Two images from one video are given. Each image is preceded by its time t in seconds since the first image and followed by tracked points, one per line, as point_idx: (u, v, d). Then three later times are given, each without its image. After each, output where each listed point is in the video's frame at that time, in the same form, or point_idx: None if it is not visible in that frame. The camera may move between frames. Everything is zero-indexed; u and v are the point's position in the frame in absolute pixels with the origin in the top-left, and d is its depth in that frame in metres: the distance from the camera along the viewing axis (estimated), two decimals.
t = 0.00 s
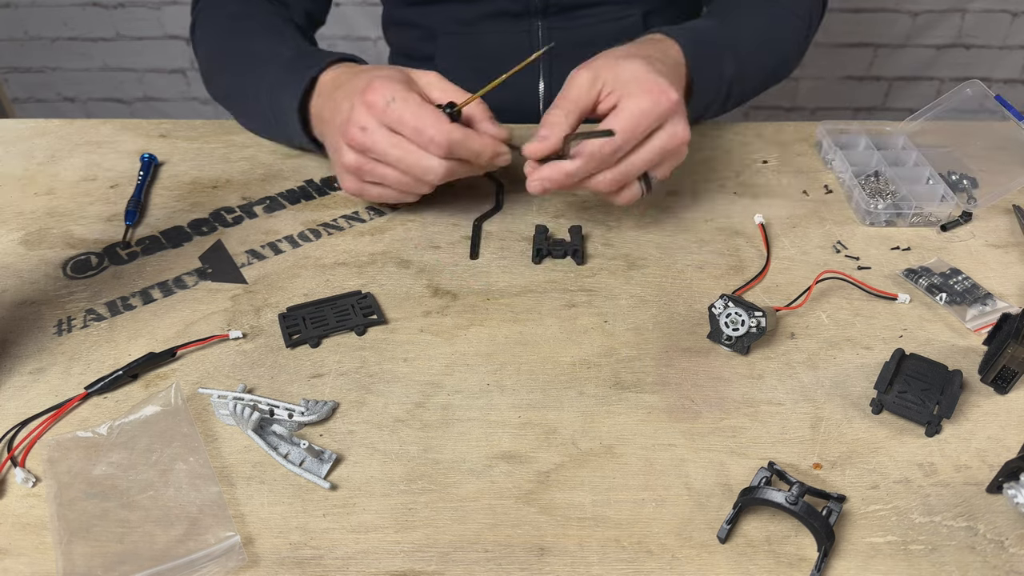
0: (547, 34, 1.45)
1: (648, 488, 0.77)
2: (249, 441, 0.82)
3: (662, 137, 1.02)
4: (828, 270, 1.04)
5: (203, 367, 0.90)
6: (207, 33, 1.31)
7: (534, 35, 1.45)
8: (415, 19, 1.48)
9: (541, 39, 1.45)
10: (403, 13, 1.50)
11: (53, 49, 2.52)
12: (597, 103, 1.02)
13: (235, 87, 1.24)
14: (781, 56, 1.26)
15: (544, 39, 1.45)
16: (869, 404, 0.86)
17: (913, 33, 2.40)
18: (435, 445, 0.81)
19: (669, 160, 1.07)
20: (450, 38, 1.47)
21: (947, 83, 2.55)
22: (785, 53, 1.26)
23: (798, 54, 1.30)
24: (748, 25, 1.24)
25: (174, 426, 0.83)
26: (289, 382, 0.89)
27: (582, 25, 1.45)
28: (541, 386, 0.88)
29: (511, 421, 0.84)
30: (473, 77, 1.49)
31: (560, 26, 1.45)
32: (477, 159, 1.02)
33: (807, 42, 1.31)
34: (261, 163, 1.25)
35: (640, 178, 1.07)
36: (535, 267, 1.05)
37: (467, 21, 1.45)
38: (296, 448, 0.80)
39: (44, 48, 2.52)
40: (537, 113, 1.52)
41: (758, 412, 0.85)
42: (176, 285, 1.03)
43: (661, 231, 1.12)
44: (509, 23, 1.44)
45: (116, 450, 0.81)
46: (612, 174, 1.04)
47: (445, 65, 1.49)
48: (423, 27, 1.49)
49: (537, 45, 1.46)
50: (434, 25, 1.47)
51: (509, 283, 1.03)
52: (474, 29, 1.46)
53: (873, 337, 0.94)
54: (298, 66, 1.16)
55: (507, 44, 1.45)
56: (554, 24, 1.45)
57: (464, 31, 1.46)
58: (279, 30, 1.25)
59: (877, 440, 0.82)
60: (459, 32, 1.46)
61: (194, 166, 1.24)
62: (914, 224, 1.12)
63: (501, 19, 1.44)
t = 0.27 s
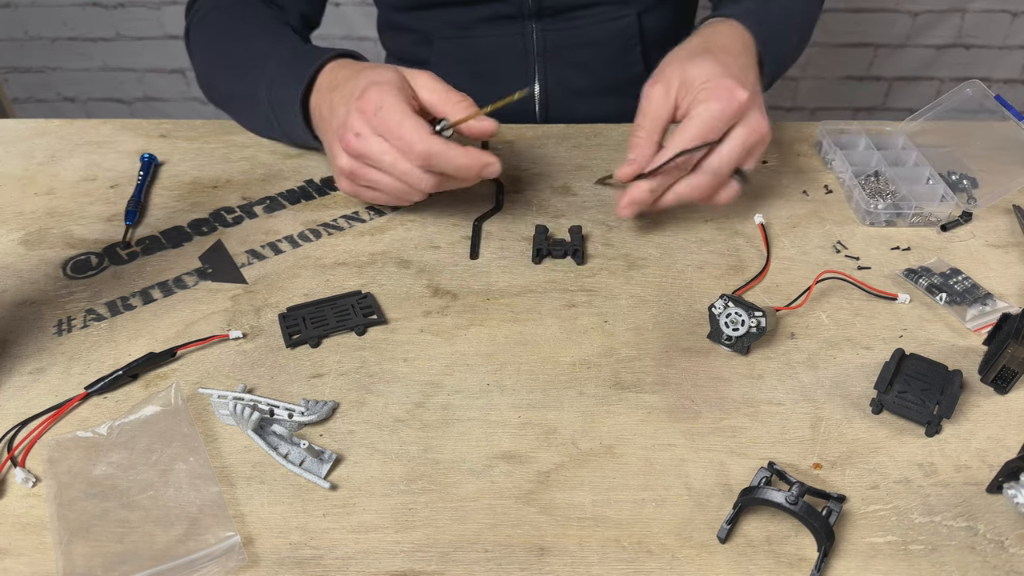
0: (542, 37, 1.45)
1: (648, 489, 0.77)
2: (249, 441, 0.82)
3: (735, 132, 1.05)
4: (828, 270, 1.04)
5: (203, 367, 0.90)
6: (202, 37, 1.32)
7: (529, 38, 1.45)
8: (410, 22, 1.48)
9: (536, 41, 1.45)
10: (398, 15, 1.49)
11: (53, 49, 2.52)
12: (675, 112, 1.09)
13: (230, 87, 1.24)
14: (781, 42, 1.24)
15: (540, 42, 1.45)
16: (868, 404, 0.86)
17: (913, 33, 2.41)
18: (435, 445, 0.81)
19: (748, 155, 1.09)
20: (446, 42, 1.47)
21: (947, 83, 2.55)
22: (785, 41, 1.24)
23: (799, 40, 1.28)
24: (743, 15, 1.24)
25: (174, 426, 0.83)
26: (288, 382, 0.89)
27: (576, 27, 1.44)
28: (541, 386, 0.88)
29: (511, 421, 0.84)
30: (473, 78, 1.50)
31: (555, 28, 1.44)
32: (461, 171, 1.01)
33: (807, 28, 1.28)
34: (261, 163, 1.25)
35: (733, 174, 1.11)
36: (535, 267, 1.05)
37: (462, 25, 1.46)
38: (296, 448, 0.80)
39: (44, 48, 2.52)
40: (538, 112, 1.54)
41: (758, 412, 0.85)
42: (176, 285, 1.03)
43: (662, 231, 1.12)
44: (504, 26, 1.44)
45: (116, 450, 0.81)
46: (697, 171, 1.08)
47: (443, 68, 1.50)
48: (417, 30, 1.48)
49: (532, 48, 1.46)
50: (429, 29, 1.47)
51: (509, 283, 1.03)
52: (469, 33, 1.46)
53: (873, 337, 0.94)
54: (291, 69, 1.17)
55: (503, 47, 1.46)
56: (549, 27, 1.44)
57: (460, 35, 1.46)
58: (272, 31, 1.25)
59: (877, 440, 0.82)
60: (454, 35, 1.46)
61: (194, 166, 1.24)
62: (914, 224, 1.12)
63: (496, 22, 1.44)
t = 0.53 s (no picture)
0: (539, 40, 1.45)
1: (648, 489, 0.77)
2: (249, 441, 0.82)
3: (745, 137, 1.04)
4: (828, 270, 1.04)
5: (203, 367, 0.90)
6: (202, 39, 1.33)
7: (526, 41, 1.45)
8: (407, 26, 1.48)
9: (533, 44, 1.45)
10: (395, 18, 1.49)
11: (53, 49, 2.52)
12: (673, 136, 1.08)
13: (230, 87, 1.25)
14: (781, 37, 1.23)
15: (537, 45, 1.45)
16: (868, 404, 0.86)
17: (913, 33, 2.40)
18: (435, 445, 0.81)
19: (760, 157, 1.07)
20: (442, 47, 1.48)
21: (947, 83, 2.55)
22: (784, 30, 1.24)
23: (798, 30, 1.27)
24: (739, 23, 1.23)
25: (174, 426, 0.83)
26: (288, 382, 0.89)
27: (571, 30, 1.44)
28: (541, 386, 0.88)
29: (511, 421, 0.84)
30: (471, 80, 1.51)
31: (552, 31, 1.44)
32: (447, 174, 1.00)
33: (806, 21, 1.28)
34: (261, 163, 1.25)
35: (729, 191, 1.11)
36: (535, 267, 1.05)
37: (458, 29, 1.46)
38: (296, 448, 0.80)
39: (44, 48, 2.52)
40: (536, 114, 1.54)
41: (757, 412, 0.85)
42: (176, 285, 1.03)
43: (661, 231, 1.12)
44: (500, 30, 1.45)
45: (116, 450, 0.81)
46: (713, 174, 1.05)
47: (441, 72, 1.51)
48: (415, 34, 1.49)
49: (529, 51, 1.46)
50: (426, 33, 1.47)
51: (509, 283, 1.03)
52: (466, 36, 1.46)
53: (873, 337, 0.94)
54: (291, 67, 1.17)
55: (500, 50, 1.46)
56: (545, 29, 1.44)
57: (456, 39, 1.47)
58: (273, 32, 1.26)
59: (877, 440, 0.82)
60: (451, 39, 1.47)
61: (194, 166, 1.24)
62: (914, 224, 1.12)
63: (493, 26, 1.45)
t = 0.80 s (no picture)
0: (539, 42, 1.45)
1: (648, 489, 0.77)
2: (249, 441, 0.82)
3: (754, 137, 1.04)
4: (828, 270, 1.04)
5: (203, 367, 0.90)
6: (205, 41, 1.34)
7: (526, 43, 1.45)
8: (406, 28, 1.48)
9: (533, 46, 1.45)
10: (395, 20, 1.49)
11: (53, 49, 2.52)
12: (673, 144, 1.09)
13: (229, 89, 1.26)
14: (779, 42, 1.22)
15: (536, 47, 1.45)
16: (868, 404, 0.86)
17: (913, 33, 2.40)
18: (435, 445, 0.81)
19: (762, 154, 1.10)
20: (442, 49, 1.47)
21: (947, 83, 2.55)
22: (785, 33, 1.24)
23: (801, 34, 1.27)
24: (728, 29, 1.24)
25: (174, 426, 0.83)
26: (288, 382, 0.89)
27: (570, 32, 1.44)
28: (541, 386, 0.88)
29: (511, 421, 0.84)
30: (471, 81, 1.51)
31: (551, 33, 1.44)
32: (441, 169, 1.01)
33: (808, 24, 1.28)
34: (260, 164, 1.25)
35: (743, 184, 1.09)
36: (535, 267, 1.05)
37: (458, 31, 1.46)
38: (296, 448, 0.80)
39: (44, 48, 2.52)
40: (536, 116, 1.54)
41: (757, 412, 0.85)
42: (176, 285, 1.03)
43: (661, 231, 1.12)
44: (500, 32, 1.45)
45: (116, 450, 0.81)
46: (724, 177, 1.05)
47: (441, 74, 1.51)
48: (414, 36, 1.49)
49: (529, 53, 1.46)
50: (425, 35, 1.47)
51: (509, 283, 1.03)
52: (466, 38, 1.46)
53: (872, 337, 0.94)
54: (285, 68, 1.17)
55: (499, 52, 1.46)
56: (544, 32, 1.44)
57: (455, 41, 1.46)
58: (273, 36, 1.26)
59: (877, 440, 0.82)
60: (450, 41, 1.47)
61: (194, 166, 1.24)
62: (914, 224, 1.12)
63: (493, 28, 1.45)
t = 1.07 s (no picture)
0: (540, 40, 1.45)
1: (648, 489, 0.77)
2: (249, 441, 0.82)
3: (720, 89, 0.93)
4: (828, 270, 1.04)
5: (203, 367, 0.90)
6: (208, 40, 1.34)
7: (527, 42, 1.45)
8: (408, 26, 1.48)
9: (535, 45, 1.45)
10: (396, 19, 1.49)
11: (53, 49, 2.52)
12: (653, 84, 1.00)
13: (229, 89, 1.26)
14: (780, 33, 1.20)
15: (537, 46, 1.45)
16: (868, 404, 0.86)
17: (913, 32, 2.40)
18: (435, 445, 0.81)
19: (745, 110, 0.98)
20: (443, 48, 1.47)
21: (947, 83, 2.55)
22: (784, 26, 1.21)
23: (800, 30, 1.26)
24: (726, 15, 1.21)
25: (174, 426, 0.83)
26: (288, 382, 0.89)
27: (572, 31, 1.44)
28: (541, 386, 0.88)
29: (511, 421, 0.84)
30: (472, 79, 1.50)
31: (553, 31, 1.44)
32: (463, 163, 1.01)
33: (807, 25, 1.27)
34: (260, 163, 1.25)
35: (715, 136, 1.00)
36: (535, 267, 1.05)
37: (459, 30, 1.46)
38: (296, 448, 0.80)
39: (44, 48, 2.52)
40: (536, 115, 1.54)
41: (757, 412, 0.85)
42: (176, 285, 1.03)
43: (662, 231, 1.12)
44: (501, 30, 1.45)
45: (116, 450, 0.81)
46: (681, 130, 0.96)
47: (441, 72, 1.51)
48: (416, 34, 1.48)
49: (530, 52, 1.46)
50: (427, 33, 1.47)
51: (509, 283, 1.03)
52: (467, 36, 1.46)
53: (873, 337, 0.94)
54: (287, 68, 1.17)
55: (500, 50, 1.46)
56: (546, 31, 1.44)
57: (457, 39, 1.46)
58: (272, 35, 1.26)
59: (877, 440, 0.82)
60: (451, 39, 1.47)
61: (194, 166, 1.24)
62: (914, 224, 1.12)
63: (494, 26, 1.45)
